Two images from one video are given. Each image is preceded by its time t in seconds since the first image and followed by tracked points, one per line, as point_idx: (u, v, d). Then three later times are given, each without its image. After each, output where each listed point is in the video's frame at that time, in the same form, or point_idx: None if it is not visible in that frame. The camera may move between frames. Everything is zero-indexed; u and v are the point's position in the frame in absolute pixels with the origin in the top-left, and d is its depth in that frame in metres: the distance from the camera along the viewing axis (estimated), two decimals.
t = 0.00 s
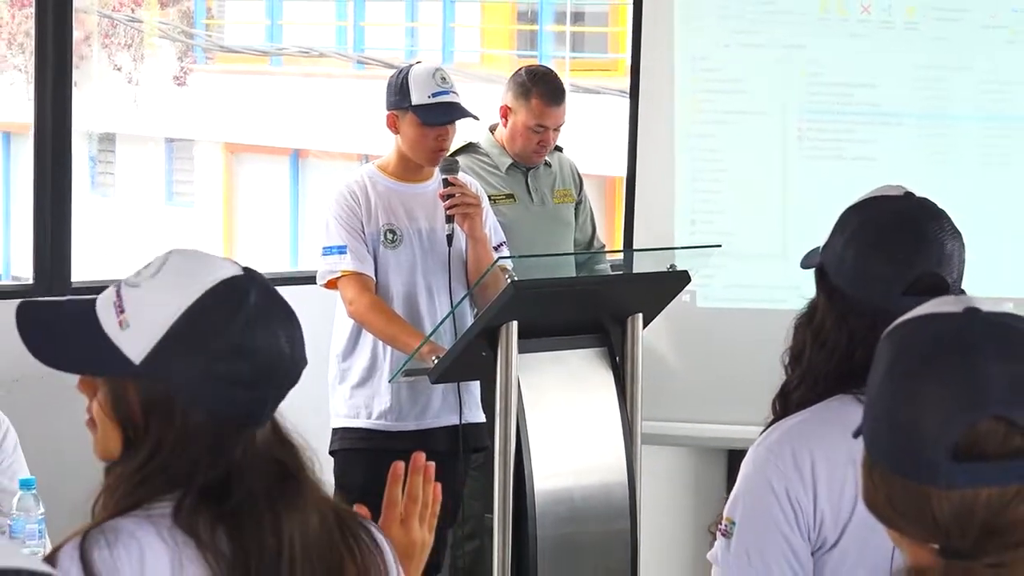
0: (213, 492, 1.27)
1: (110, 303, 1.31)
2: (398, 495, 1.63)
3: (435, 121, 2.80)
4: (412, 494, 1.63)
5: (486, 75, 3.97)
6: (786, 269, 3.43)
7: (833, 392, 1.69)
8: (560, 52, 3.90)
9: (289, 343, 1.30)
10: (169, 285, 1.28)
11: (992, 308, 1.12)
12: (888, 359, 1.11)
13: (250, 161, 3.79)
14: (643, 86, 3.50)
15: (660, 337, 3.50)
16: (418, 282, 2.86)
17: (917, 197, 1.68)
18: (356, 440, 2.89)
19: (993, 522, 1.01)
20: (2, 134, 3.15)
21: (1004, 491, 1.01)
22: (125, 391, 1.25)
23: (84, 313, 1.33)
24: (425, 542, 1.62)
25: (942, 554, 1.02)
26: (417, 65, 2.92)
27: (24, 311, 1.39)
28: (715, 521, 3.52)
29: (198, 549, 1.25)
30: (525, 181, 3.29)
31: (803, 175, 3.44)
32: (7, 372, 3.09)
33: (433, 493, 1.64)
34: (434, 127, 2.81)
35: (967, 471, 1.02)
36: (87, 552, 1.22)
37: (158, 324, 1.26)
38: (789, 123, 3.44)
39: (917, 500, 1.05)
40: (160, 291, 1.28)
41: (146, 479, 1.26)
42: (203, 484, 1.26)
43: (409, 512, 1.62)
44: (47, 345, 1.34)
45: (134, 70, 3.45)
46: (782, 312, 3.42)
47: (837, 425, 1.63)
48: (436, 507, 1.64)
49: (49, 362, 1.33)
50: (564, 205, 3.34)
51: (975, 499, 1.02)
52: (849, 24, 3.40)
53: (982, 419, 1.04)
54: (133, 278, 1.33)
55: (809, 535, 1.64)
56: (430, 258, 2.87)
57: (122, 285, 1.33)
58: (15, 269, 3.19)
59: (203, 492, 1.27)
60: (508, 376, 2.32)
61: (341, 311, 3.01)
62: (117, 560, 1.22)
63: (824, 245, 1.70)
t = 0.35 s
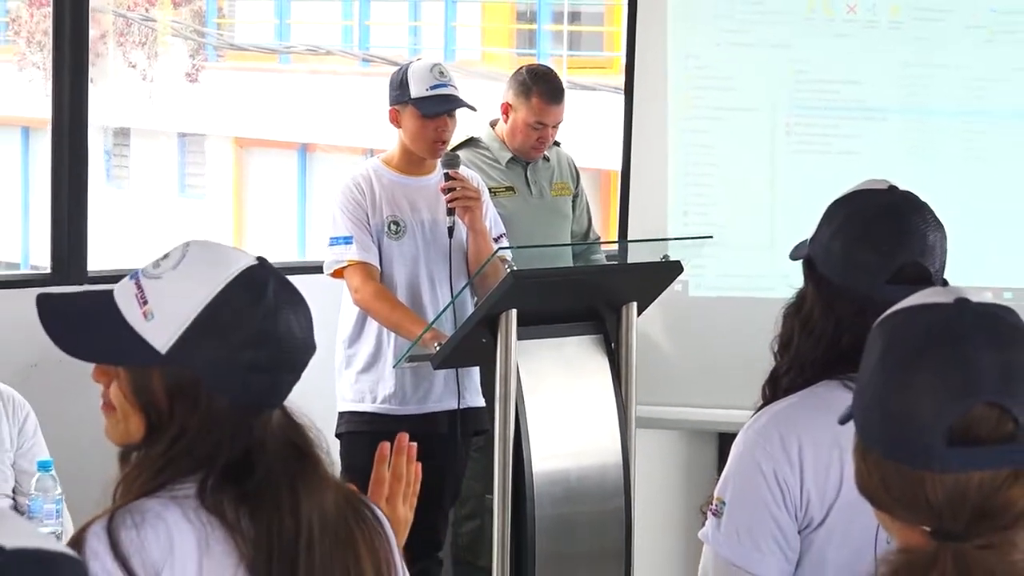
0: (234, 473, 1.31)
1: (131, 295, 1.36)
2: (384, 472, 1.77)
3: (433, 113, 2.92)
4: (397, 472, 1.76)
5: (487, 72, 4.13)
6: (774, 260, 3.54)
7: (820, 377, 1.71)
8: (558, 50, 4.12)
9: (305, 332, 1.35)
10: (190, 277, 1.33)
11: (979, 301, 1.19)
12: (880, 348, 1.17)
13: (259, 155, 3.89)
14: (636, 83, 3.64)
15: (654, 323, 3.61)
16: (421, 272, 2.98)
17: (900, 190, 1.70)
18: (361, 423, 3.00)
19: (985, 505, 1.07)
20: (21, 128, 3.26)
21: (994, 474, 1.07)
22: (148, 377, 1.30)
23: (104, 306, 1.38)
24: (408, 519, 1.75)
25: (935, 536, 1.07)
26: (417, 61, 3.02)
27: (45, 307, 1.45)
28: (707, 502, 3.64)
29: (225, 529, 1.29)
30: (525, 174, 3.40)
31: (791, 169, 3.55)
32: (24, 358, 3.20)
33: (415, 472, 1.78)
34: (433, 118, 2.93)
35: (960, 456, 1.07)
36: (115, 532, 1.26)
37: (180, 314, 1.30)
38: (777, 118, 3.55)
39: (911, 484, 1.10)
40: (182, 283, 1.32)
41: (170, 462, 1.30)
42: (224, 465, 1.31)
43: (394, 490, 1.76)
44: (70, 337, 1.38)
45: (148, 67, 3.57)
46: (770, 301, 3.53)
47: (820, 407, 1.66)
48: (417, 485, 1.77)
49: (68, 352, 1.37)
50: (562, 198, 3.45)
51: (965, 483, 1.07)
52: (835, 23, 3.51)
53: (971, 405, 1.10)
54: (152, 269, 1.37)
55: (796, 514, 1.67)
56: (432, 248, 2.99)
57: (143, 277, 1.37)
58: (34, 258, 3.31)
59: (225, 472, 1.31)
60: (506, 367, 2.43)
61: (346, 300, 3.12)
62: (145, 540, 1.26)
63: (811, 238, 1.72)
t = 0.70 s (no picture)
0: (236, 454, 1.33)
1: (139, 282, 1.37)
2: (385, 453, 1.80)
3: (435, 108, 3.03)
4: (396, 451, 1.80)
5: (484, 65, 4.24)
6: (761, 247, 3.66)
7: (807, 359, 1.76)
8: (555, 44, 4.32)
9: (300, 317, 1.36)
10: (199, 267, 1.34)
11: (969, 285, 1.21)
12: (870, 332, 1.20)
13: (268, 145, 3.97)
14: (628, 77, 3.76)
15: (647, 306, 3.73)
16: (421, 258, 3.10)
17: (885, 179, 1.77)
18: (364, 403, 3.12)
19: (972, 485, 1.11)
20: (36, 117, 3.41)
21: (982, 456, 1.11)
22: (156, 359, 1.32)
23: (112, 291, 1.39)
24: (408, 498, 1.78)
25: (922, 515, 1.12)
26: (421, 57, 3.14)
27: (55, 290, 1.46)
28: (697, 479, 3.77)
29: (226, 507, 1.30)
30: (522, 163, 3.51)
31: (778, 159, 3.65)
32: (40, 340, 3.33)
33: (415, 453, 1.81)
34: (434, 112, 3.04)
35: (951, 438, 1.11)
36: (119, 508, 1.28)
37: (190, 304, 1.32)
38: (764, 110, 3.66)
39: (901, 465, 1.14)
40: (190, 272, 1.33)
41: (171, 442, 1.32)
42: (225, 447, 1.32)
43: (395, 469, 1.79)
44: (77, 322, 1.40)
45: (159, 60, 3.66)
46: (758, 286, 3.65)
47: (812, 389, 1.71)
48: (417, 466, 1.80)
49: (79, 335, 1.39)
50: (558, 185, 3.57)
51: (954, 464, 1.11)
52: (820, 19, 3.61)
53: (963, 388, 1.12)
54: (161, 257, 1.38)
55: (785, 492, 1.72)
56: (431, 235, 3.10)
57: (151, 264, 1.38)
58: (48, 243, 3.46)
59: (228, 452, 1.32)
60: (505, 341, 2.53)
61: (349, 285, 3.24)
62: (148, 517, 1.28)
63: (799, 225, 1.78)
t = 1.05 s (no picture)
0: (251, 435, 1.38)
1: (169, 264, 1.41)
2: (380, 430, 1.85)
3: (435, 99, 3.14)
4: (392, 427, 1.85)
5: (482, 59, 4.35)
6: (748, 235, 3.77)
7: (796, 344, 1.82)
8: (549, 38, 4.42)
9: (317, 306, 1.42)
10: (229, 254, 1.38)
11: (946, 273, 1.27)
12: (853, 320, 1.25)
13: (273, 136, 4.09)
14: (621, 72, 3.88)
15: (638, 291, 3.84)
16: (421, 244, 3.22)
17: (873, 172, 1.85)
18: (365, 383, 3.24)
19: (956, 461, 1.16)
20: (51, 108, 3.54)
21: (966, 434, 1.16)
22: (174, 340, 1.36)
23: (134, 266, 1.44)
24: (402, 471, 1.83)
25: (907, 491, 1.17)
26: (420, 49, 3.24)
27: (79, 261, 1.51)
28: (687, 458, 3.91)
29: (238, 486, 1.35)
30: (519, 154, 3.63)
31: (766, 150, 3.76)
32: (53, 322, 3.45)
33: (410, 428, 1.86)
34: (434, 104, 3.15)
35: (937, 416, 1.16)
36: (132, 488, 1.32)
37: (220, 290, 1.36)
38: (752, 103, 3.77)
39: (887, 443, 1.18)
40: (220, 258, 1.38)
41: (190, 421, 1.37)
42: (241, 427, 1.37)
43: (390, 443, 1.84)
44: (100, 296, 1.44)
45: (168, 53, 3.78)
46: (745, 271, 3.77)
47: (798, 372, 1.73)
48: (411, 441, 1.85)
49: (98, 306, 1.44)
50: (554, 175, 3.69)
51: (940, 443, 1.16)
52: (805, 15, 3.73)
53: (948, 369, 1.18)
54: (190, 241, 1.42)
55: (774, 471, 1.75)
56: (430, 222, 3.22)
57: (180, 248, 1.42)
58: (62, 229, 3.60)
59: (241, 433, 1.37)
60: (500, 325, 2.65)
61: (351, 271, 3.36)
62: (161, 495, 1.32)
63: (788, 214, 1.85)
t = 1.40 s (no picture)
0: (257, 420, 1.46)
1: (176, 255, 1.49)
2: (383, 416, 1.97)
3: (434, 96, 3.26)
4: (394, 414, 1.96)
5: (483, 58, 4.46)
6: (736, 227, 3.90)
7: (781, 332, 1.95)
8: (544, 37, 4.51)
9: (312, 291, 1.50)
10: (234, 245, 1.47)
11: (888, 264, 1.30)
12: (814, 316, 1.25)
13: (280, 130, 4.20)
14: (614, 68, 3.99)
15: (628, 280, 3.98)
16: (421, 235, 3.34)
17: (855, 167, 1.98)
18: (368, 368, 3.36)
19: (940, 428, 1.17)
20: (64, 104, 3.68)
21: (942, 400, 1.17)
22: (181, 329, 1.46)
23: (147, 259, 1.53)
24: (404, 458, 1.94)
25: (899, 467, 1.16)
26: (421, 48, 3.35)
27: (92, 257, 1.61)
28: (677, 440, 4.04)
29: (246, 470, 1.44)
30: (516, 149, 3.75)
31: (753, 146, 3.88)
32: (65, 311, 3.58)
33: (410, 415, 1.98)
34: (433, 100, 3.27)
35: (916, 386, 1.16)
36: (145, 470, 1.42)
37: (225, 279, 1.45)
38: (740, 100, 3.89)
39: (876, 424, 1.17)
40: (224, 248, 1.47)
41: (198, 407, 1.45)
42: (247, 412, 1.46)
43: (392, 430, 1.96)
44: (113, 288, 1.53)
45: (177, 51, 3.90)
46: (732, 261, 3.89)
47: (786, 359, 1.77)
48: (412, 426, 1.97)
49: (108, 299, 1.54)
50: (548, 169, 3.82)
51: (922, 411, 1.16)
52: (792, 15, 3.84)
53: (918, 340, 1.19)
54: (196, 232, 1.51)
55: (761, 455, 1.79)
56: (430, 213, 3.35)
57: (186, 239, 1.51)
58: (74, 220, 3.73)
59: (247, 417, 1.46)
60: (498, 313, 2.76)
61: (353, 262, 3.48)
62: (171, 477, 1.42)
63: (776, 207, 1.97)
